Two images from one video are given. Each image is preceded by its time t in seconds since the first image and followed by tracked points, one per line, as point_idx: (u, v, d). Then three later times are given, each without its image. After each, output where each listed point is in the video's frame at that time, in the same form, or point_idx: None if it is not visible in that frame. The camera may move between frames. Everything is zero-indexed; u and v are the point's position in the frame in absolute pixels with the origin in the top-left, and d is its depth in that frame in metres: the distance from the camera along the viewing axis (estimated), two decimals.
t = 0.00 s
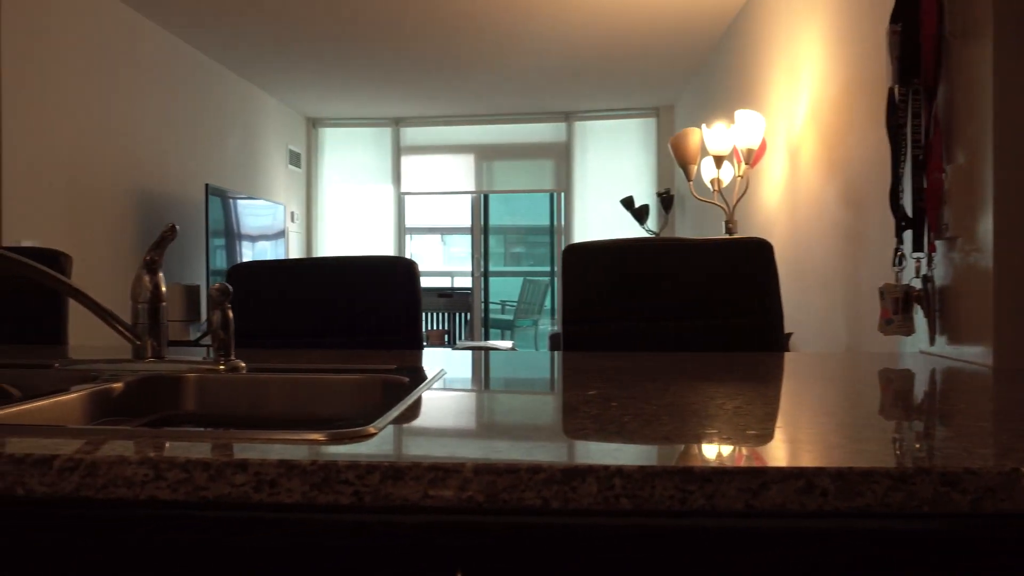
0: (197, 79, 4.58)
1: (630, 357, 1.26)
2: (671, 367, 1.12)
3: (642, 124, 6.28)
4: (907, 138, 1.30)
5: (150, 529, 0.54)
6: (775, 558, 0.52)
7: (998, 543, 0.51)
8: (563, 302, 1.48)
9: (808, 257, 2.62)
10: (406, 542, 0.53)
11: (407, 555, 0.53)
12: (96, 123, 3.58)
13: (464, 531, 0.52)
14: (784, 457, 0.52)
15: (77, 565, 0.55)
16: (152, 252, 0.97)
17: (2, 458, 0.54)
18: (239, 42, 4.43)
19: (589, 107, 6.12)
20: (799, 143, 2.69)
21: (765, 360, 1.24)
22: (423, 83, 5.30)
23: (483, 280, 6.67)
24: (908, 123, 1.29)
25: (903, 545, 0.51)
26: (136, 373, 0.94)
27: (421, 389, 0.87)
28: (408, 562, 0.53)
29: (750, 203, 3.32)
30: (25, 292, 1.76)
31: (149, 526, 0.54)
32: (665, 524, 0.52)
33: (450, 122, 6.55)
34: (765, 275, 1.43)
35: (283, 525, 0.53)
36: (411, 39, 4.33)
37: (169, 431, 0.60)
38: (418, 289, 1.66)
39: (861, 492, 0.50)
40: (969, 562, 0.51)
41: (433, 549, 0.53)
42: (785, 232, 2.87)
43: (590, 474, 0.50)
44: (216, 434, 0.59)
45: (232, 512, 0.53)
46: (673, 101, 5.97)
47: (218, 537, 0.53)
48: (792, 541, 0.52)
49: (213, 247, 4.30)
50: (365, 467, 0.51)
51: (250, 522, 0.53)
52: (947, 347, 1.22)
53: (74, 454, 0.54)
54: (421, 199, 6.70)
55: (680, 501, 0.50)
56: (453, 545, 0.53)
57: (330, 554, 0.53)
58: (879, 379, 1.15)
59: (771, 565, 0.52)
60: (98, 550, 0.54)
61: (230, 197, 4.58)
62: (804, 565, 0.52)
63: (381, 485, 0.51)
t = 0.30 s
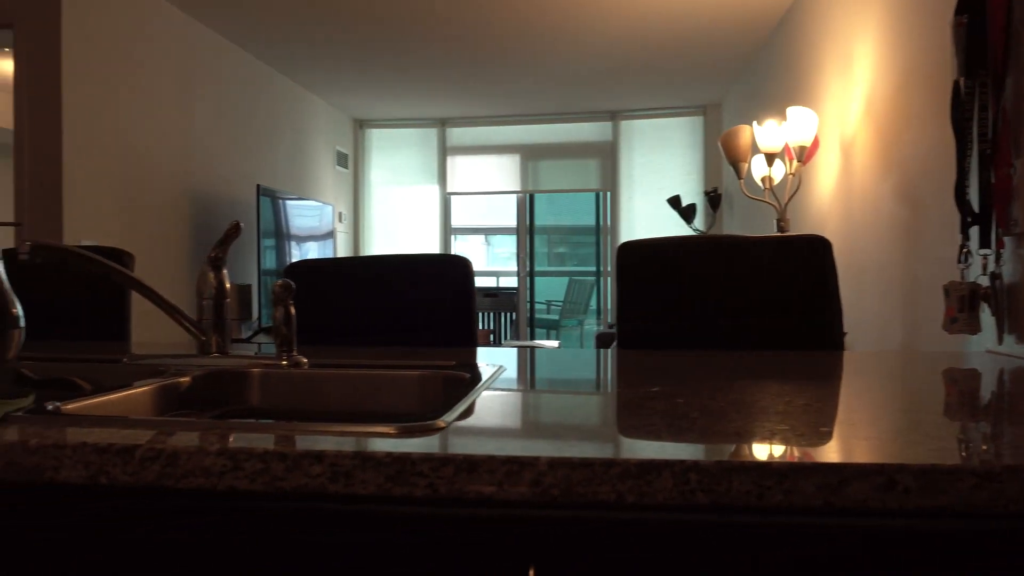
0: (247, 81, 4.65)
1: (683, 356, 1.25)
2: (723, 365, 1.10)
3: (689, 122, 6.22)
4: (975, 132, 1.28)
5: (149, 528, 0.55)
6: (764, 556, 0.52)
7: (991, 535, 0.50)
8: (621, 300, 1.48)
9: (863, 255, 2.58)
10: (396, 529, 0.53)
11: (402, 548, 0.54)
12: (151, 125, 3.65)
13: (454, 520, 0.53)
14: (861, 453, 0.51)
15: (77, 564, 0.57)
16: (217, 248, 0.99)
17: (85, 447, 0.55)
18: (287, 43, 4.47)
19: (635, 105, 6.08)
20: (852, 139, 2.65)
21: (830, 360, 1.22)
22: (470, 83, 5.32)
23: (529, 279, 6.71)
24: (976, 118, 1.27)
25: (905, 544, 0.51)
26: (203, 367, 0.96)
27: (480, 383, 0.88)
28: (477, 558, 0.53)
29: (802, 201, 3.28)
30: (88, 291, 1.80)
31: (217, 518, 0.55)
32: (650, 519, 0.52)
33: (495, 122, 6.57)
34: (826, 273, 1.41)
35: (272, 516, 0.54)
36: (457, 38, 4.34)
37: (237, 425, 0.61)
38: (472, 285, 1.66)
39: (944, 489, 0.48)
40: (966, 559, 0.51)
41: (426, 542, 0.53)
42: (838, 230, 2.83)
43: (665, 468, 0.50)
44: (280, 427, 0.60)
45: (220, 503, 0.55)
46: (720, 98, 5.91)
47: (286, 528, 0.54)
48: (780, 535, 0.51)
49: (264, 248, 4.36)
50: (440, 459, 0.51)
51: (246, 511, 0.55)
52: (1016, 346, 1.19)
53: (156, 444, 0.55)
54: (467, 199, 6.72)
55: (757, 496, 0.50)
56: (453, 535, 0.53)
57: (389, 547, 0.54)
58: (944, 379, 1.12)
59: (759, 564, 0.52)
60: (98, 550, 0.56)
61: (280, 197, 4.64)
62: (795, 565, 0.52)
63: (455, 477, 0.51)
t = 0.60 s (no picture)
0: (300, 84, 4.72)
1: (740, 356, 1.23)
2: (778, 365, 1.09)
3: (741, 120, 6.14)
4: None
5: (151, 528, 0.58)
6: (751, 561, 0.52)
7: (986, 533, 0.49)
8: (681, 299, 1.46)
9: (924, 255, 2.52)
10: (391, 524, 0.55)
11: (403, 547, 0.55)
12: (208, 127, 3.73)
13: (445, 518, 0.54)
14: (942, 453, 0.50)
15: (77, 564, 0.59)
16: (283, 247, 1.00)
17: (169, 439, 0.56)
18: (339, 46, 4.53)
19: (686, 104, 6.04)
20: (912, 137, 2.59)
21: (897, 360, 1.19)
22: (520, 83, 5.33)
23: (578, 279, 6.72)
24: None
25: (907, 544, 0.50)
26: (270, 364, 0.98)
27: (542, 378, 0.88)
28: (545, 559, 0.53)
29: (860, 199, 3.22)
30: (154, 292, 1.85)
31: (287, 511, 0.56)
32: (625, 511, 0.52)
33: (545, 123, 6.57)
34: (891, 273, 1.39)
35: (263, 510, 0.56)
36: (506, 39, 4.35)
37: (305, 419, 0.62)
38: (528, 282, 1.65)
39: None
40: (969, 559, 0.50)
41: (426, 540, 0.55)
42: (897, 228, 2.78)
43: (744, 467, 0.50)
44: (345, 421, 0.61)
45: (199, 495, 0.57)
46: (772, 96, 5.84)
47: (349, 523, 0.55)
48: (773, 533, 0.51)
49: (317, 249, 4.42)
50: (516, 456, 0.52)
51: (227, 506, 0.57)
52: None
53: (237, 437, 0.56)
54: (516, 200, 6.74)
55: (838, 496, 0.49)
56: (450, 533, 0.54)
57: (436, 545, 0.55)
58: (1014, 381, 1.09)
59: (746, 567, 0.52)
60: (98, 551, 0.59)
61: (332, 198, 4.70)
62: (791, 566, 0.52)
63: (531, 472, 0.52)
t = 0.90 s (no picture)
0: (352, 86, 4.78)
1: (801, 355, 1.22)
2: (842, 364, 1.07)
3: (795, 117, 6.06)
4: None
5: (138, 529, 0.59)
6: (743, 564, 0.51)
7: (976, 527, 0.48)
8: (743, 298, 1.46)
9: (988, 253, 2.46)
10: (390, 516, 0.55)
11: (401, 546, 0.55)
12: (264, 128, 3.79)
13: (435, 512, 0.55)
14: None
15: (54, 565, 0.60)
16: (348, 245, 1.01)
17: (253, 431, 0.58)
18: (390, 47, 4.57)
19: (739, 101, 5.97)
20: (976, 131, 2.53)
21: (966, 359, 1.16)
22: (570, 83, 5.32)
23: (628, 280, 6.71)
24: None
25: (905, 541, 0.49)
26: (338, 361, 1.00)
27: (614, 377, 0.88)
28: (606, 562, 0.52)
29: (921, 196, 3.15)
30: (220, 292, 1.88)
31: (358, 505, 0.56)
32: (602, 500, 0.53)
33: (596, 122, 6.56)
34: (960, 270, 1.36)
35: (257, 506, 0.58)
36: (556, 38, 4.35)
37: (377, 415, 0.63)
38: (587, 281, 1.62)
39: None
40: (968, 559, 0.48)
41: (420, 536, 0.55)
42: (960, 223, 2.71)
43: (830, 464, 0.49)
44: (411, 416, 0.63)
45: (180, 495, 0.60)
46: (827, 92, 5.74)
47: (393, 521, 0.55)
48: (760, 529, 0.51)
49: (369, 249, 4.47)
50: (597, 450, 0.52)
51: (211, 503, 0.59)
52: None
53: (319, 430, 0.57)
54: (566, 199, 6.74)
55: (927, 494, 0.48)
56: (445, 530, 0.55)
57: (450, 544, 0.54)
58: None
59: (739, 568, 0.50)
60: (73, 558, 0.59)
61: (383, 199, 4.75)
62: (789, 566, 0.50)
63: (611, 468, 0.52)
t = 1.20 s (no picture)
0: (404, 87, 4.81)
1: (860, 354, 1.20)
2: (904, 363, 1.05)
3: (850, 114, 5.95)
4: None
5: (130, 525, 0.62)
6: (741, 565, 0.50)
7: (981, 526, 0.48)
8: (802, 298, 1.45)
9: None
10: (395, 518, 0.57)
11: (401, 547, 0.56)
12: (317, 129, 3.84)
13: (438, 517, 0.56)
14: None
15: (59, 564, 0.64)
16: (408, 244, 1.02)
17: (325, 425, 0.58)
18: (440, 48, 4.60)
19: (793, 99, 5.90)
20: None
21: None
22: (621, 82, 5.31)
23: (679, 280, 6.68)
24: None
25: (905, 541, 0.48)
26: (399, 358, 1.01)
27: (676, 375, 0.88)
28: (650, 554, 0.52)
29: (985, 193, 3.07)
30: (279, 293, 1.91)
31: (423, 497, 0.56)
32: (599, 502, 0.53)
33: (646, 121, 6.54)
34: None
35: (258, 506, 0.60)
36: (605, 37, 4.34)
37: (441, 410, 0.64)
38: (645, 281, 1.61)
39: None
40: (968, 559, 0.48)
41: (423, 537, 0.56)
42: None
43: (912, 462, 0.48)
44: (473, 411, 0.64)
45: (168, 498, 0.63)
46: (884, 88, 5.64)
47: (428, 516, 0.56)
48: (759, 530, 0.50)
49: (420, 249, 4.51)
50: (670, 446, 0.52)
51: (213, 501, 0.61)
52: None
53: (388, 425, 0.57)
54: (616, 199, 6.73)
55: (1014, 492, 0.47)
56: (447, 533, 0.56)
57: (470, 537, 0.55)
58: None
59: (740, 568, 0.50)
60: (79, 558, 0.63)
61: (434, 199, 4.79)
62: (789, 567, 0.50)
63: (684, 464, 0.51)
